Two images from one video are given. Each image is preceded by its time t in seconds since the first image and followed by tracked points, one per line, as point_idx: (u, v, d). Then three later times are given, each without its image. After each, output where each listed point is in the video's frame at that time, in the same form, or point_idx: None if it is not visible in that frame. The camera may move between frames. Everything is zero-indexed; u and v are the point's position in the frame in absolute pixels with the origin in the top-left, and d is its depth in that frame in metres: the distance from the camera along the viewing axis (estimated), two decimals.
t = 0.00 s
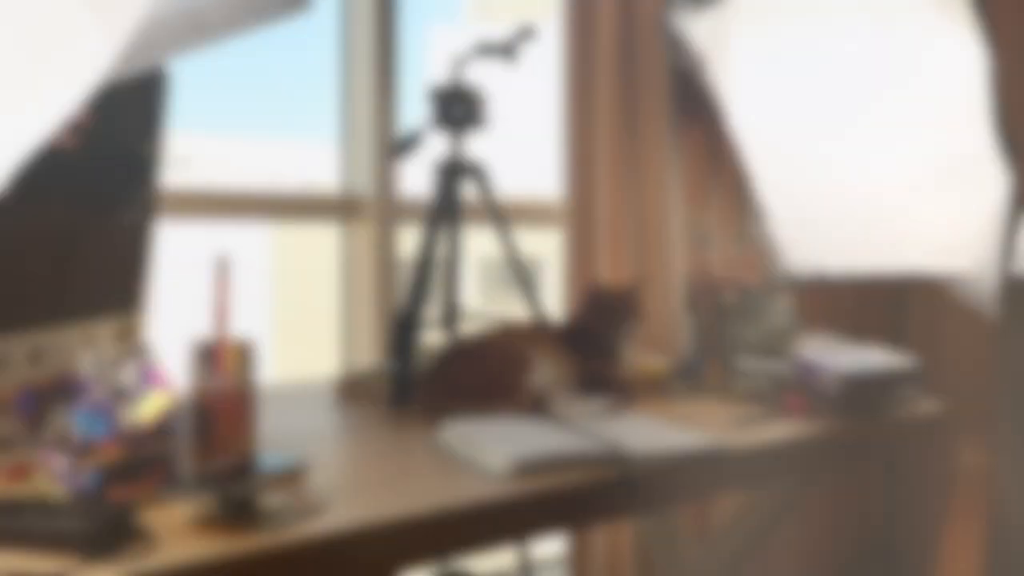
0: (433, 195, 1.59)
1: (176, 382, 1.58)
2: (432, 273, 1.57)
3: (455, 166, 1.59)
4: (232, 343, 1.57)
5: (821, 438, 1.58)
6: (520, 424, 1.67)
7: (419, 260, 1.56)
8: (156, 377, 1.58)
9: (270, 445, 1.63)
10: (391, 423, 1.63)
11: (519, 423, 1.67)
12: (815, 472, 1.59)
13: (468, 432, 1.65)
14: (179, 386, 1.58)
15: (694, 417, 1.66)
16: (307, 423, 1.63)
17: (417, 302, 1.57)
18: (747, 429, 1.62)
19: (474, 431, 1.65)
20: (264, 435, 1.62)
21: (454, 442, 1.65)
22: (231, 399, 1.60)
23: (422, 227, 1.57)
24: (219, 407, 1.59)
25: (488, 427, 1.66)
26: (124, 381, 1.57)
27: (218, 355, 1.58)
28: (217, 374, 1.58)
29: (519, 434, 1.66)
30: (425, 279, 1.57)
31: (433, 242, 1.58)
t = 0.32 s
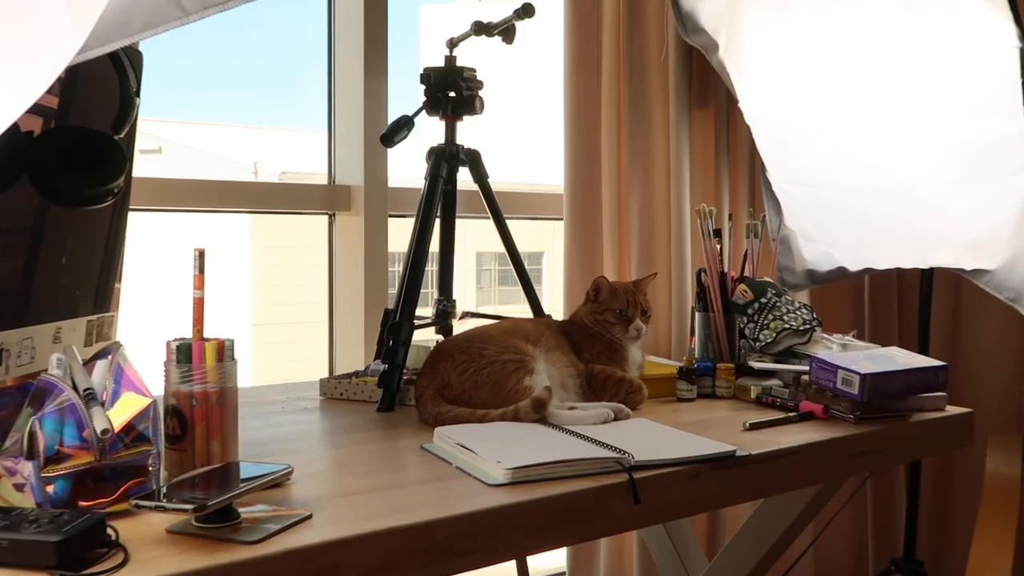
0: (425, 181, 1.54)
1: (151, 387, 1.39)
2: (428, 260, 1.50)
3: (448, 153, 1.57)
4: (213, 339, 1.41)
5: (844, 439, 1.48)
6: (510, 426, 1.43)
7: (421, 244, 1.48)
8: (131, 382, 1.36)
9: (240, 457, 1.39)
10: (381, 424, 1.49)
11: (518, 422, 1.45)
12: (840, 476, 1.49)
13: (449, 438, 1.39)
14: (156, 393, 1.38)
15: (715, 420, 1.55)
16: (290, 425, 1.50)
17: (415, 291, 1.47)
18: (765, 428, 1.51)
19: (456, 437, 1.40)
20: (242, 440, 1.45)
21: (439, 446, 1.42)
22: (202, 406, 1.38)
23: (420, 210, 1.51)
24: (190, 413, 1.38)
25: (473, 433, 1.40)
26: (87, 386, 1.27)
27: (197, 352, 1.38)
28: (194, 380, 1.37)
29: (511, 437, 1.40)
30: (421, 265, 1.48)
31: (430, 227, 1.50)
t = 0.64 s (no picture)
0: (417, 170, 1.45)
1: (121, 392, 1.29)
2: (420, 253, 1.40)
3: (441, 139, 1.47)
4: (189, 339, 1.32)
5: (866, 445, 1.38)
6: (507, 432, 1.33)
7: (412, 236, 1.39)
8: (101, 384, 1.26)
9: (218, 466, 1.30)
10: (370, 429, 1.39)
11: (517, 428, 1.35)
12: (862, 485, 1.39)
13: (442, 444, 1.30)
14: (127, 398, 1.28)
15: (729, 427, 1.45)
16: (272, 430, 1.40)
17: (406, 287, 1.37)
18: (782, 434, 1.41)
19: (450, 443, 1.30)
20: (221, 446, 1.35)
21: (432, 452, 1.32)
22: (177, 410, 1.29)
23: (412, 201, 1.42)
24: (164, 417, 1.29)
25: (468, 439, 1.31)
26: (54, 389, 1.17)
27: (173, 352, 1.30)
28: (168, 382, 1.27)
29: (508, 444, 1.30)
30: (412, 259, 1.39)
31: (422, 218, 1.41)
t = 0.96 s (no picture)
0: (408, 157, 1.36)
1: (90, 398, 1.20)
2: (412, 247, 1.32)
3: (434, 124, 1.39)
4: (163, 339, 1.23)
5: (891, 453, 1.29)
6: (505, 438, 1.24)
7: (403, 228, 1.30)
8: (68, 388, 1.17)
9: (194, 475, 1.21)
10: (358, 435, 1.30)
11: (515, 435, 1.25)
12: (884, 495, 1.30)
13: (435, 451, 1.21)
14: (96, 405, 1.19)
15: (743, 433, 1.36)
16: (254, 437, 1.31)
17: (396, 283, 1.28)
18: (800, 441, 1.32)
19: (443, 451, 1.21)
20: (198, 454, 1.26)
21: (424, 461, 1.23)
22: (151, 415, 1.20)
23: (404, 190, 1.33)
24: (137, 423, 1.20)
25: (463, 447, 1.22)
26: (18, 393, 1.09)
27: (146, 354, 1.21)
28: (141, 386, 1.19)
29: (505, 451, 1.21)
30: (403, 253, 1.30)
31: (414, 209, 1.33)
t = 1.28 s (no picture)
0: (400, 145, 1.28)
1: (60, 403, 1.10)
2: (404, 241, 1.24)
3: (428, 110, 1.31)
4: (139, 339, 1.15)
5: (917, 461, 1.20)
6: (503, 446, 1.16)
7: (395, 220, 1.23)
8: (38, 393, 1.08)
9: (171, 486, 1.13)
10: (347, 443, 1.22)
11: (514, 443, 1.17)
12: (910, 506, 1.22)
13: (429, 460, 1.13)
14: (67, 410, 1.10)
15: (758, 440, 1.27)
16: (236, 445, 1.22)
17: (388, 279, 1.21)
18: (819, 448, 1.23)
19: (437, 459, 1.13)
20: (176, 464, 1.18)
21: (418, 470, 1.15)
22: (125, 422, 1.12)
23: (397, 179, 1.25)
24: (110, 431, 1.12)
25: (460, 455, 1.14)
26: None
27: (119, 356, 1.13)
28: (114, 389, 1.11)
29: (505, 460, 1.13)
30: (395, 248, 1.23)
31: (407, 200, 1.25)
